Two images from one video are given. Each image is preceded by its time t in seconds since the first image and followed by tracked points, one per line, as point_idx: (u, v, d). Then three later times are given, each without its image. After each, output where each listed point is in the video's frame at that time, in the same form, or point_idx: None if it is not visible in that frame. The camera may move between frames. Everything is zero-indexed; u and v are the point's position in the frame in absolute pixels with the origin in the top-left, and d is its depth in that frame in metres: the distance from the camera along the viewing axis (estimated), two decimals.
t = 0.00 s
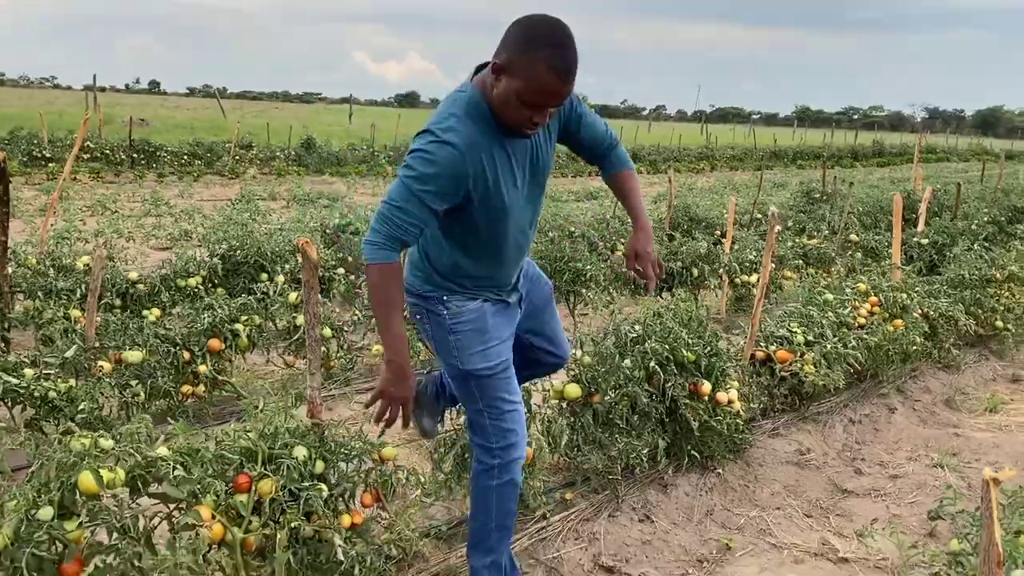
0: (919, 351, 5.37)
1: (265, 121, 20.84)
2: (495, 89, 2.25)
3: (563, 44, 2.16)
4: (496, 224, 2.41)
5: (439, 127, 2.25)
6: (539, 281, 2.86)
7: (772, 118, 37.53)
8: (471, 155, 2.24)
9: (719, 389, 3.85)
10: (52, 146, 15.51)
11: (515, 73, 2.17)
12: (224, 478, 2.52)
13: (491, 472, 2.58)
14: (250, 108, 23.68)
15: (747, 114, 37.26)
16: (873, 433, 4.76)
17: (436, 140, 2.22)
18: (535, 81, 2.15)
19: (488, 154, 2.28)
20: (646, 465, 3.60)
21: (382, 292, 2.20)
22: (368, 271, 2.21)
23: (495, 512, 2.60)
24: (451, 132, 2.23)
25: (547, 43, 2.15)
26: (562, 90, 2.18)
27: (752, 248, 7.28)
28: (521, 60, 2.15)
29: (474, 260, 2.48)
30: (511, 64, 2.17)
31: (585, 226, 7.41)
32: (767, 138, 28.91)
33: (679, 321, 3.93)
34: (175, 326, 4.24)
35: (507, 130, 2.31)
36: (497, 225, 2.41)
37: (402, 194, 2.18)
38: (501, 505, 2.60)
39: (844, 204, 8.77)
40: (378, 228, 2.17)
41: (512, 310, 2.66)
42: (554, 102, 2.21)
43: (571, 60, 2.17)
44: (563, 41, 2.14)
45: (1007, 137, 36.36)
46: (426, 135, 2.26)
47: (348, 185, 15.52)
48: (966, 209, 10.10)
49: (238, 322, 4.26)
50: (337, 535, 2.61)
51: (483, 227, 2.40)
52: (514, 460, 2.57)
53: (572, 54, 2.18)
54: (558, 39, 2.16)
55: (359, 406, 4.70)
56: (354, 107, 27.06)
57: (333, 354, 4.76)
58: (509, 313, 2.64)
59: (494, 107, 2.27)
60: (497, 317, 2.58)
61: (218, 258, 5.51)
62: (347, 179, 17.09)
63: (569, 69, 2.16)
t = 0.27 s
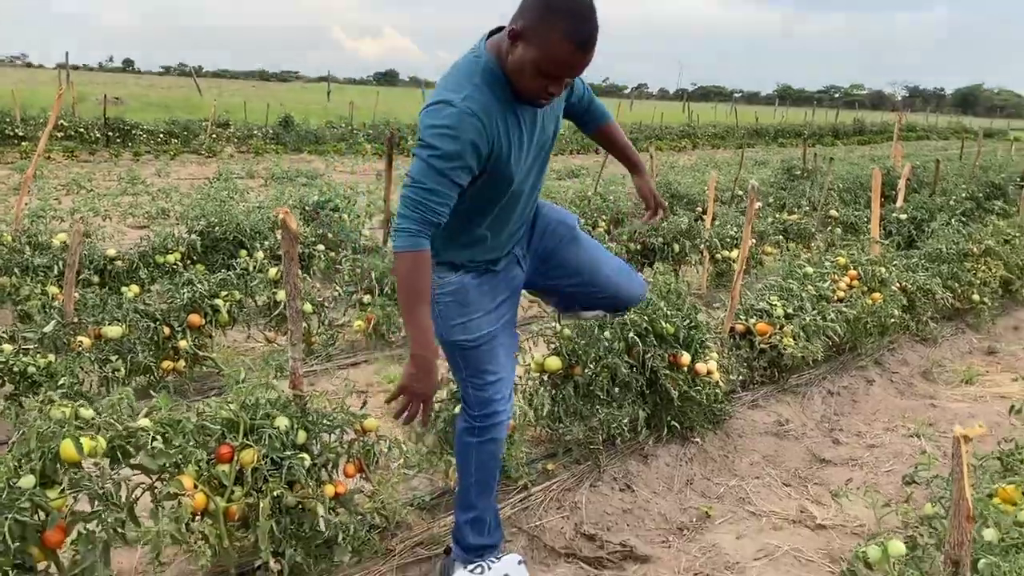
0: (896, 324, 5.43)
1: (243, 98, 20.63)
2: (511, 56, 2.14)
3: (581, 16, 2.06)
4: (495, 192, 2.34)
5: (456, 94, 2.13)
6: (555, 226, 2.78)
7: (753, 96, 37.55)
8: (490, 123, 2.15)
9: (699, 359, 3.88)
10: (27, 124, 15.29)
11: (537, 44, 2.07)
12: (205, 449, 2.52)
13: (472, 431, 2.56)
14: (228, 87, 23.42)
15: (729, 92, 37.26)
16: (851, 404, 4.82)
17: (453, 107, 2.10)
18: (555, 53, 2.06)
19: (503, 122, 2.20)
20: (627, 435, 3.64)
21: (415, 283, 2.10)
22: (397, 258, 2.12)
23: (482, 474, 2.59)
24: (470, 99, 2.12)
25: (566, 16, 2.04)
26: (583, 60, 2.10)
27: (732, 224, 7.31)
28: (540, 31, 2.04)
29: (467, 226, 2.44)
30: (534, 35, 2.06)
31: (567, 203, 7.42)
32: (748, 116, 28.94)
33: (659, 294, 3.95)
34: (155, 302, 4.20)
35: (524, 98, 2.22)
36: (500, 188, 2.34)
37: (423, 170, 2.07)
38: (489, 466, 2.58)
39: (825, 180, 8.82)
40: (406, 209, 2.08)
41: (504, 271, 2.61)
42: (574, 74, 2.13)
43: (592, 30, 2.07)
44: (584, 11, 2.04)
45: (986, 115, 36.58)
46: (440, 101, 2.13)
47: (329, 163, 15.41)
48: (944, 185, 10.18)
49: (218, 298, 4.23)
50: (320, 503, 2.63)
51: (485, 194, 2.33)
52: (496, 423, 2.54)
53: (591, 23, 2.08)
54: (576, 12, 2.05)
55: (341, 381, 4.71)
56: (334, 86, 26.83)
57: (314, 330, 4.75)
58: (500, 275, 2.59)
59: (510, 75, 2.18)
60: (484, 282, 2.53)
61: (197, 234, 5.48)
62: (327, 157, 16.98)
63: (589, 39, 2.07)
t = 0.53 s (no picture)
0: (866, 306, 5.54)
1: (214, 87, 20.41)
2: (515, 72, 2.18)
3: (583, 12, 2.09)
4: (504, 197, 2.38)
5: (454, 127, 2.16)
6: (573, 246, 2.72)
7: (725, 82, 37.77)
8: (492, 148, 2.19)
9: (674, 341, 3.95)
10: None
11: (543, 56, 2.11)
12: (190, 435, 2.55)
13: (478, 423, 2.61)
14: (198, 75, 23.15)
15: (701, 78, 37.45)
16: (823, 385, 4.93)
17: (455, 141, 2.14)
18: (568, 48, 2.10)
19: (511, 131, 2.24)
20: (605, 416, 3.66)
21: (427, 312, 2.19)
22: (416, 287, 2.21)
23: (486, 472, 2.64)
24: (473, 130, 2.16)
25: (568, 17, 2.07)
26: (593, 54, 2.15)
27: (706, 210, 7.40)
28: (546, 38, 2.08)
29: (476, 228, 2.49)
30: (535, 49, 2.10)
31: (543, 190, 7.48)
32: (721, 103, 29.13)
33: (634, 279, 4.02)
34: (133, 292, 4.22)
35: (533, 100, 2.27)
36: (506, 192, 2.38)
37: (438, 210, 2.14)
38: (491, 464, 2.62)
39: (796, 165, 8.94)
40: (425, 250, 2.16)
41: (523, 271, 2.60)
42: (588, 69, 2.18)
43: (595, 21, 2.12)
44: None
45: (953, 101, 37.08)
46: (440, 137, 2.17)
47: (303, 151, 15.34)
48: (912, 170, 10.35)
49: (198, 287, 4.22)
50: (305, 487, 2.67)
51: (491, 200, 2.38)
52: (504, 420, 2.57)
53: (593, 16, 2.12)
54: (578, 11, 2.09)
55: (322, 369, 4.73)
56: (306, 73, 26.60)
57: (293, 319, 4.77)
58: (512, 277, 2.59)
59: (515, 88, 2.21)
60: (494, 281, 2.57)
61: (174, 224, 5.47)
62: (301, 145, 16.87)
63: (596, 33, 2.12)
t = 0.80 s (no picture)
0: (836, 297, 5.64)
1: (180, 80, 20.15)
2: (551, 64, 2.18)
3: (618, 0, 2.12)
4: (532, 195, 2.37)
5: (483, 108, 2.19)
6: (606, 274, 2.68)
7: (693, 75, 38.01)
8: (523, 135, 2.20)
9: (651, 334, 4.00)
10: None
11: (582, 46, 2.13)
12: (171, 432, 2.53)
13: (500, 427, 2.61)
14: (163, 68, 22.82)
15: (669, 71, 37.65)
16: (795, 374, 5.01)
17: (483, 119, 2.17)
18: (605, 39, 2.12)
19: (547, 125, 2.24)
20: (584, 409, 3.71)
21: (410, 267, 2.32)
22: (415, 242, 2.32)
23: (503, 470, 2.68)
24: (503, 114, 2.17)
25: (605, 4, 2.10)
26: (628, 43, 2.16)
27: (678, 203, 7.47)
28: (585, 30, 2.11)
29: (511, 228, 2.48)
30: (574, 39, 2.12)
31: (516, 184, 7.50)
32: (689, 96, 29.31)
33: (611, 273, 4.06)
34: (107, 288, 4.18)
35: (573, 96, 2.27)
36: (539, 191, 2.37)
37: (449, 178, 2.19)
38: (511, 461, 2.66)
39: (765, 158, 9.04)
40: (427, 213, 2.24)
41: (556, 282, 2.57)
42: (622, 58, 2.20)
43: (632, 9, 2.15)
44: None
45: (916, 93, 37.64)
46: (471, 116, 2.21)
47: (272, 145, 15.22)
48: (878, 162, 10.51)
49: (172, 283, 4.20)
50: (288, 483, 2.67)
51: (523, 198, 2.38)
52: (524, 428, 2.57)
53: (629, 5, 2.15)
54: None
55: (299, 364, 4.72)
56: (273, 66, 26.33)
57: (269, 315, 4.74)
58: (541, 286, 2.56)
59: (553, 82, 2.21)
60: (524, 285, 2.54)
61: (146, 220, 5.42)
62: (269, 139, 16.72)
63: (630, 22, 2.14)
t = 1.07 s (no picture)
0: (806, 292, 5.73)
1: (145, 75, 19.86)
2: (574, 66, 2.26)
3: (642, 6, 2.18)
4: (535, 188, 2.47)
5: (503, 102, 2.29)
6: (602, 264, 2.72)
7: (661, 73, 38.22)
8: (535, 132, 2.29)
9: (627, 330, 4.04)
10: None
11: (605, 48, 2.19)
12: (151, 430, 2.52)
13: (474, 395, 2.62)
14: (128, 63, 22.46)
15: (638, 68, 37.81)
16: (766, 368, 5.08)
17: (499, 113, 2.28)
18: (625, 43, 2.18)
19: (563, 123, 2.33)
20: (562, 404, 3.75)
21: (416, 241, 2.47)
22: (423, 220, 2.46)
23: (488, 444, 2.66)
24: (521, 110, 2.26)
25: (629, 8, 2.16)
26: (651, 49, 2.22)
27: (651, 199, 7.53)
28: (604, 34, 2.17)
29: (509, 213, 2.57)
30: (598, 41, 2.19)
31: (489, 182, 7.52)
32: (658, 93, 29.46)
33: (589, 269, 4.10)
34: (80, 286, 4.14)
35: (593, 98, 2.34)
36: (544, 185, 2.45)
37: (461, 164, 2.32)
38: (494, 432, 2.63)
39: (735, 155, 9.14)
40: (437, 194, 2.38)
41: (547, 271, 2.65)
42: (645, 63, 2.26)
43: (655, 15, 2.20)
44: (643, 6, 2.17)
45: (881, 92, 38.18)
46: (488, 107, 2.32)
47: (241, 141, 15.08)
48: (845, 159, 10.67)
49: (146, 280, 4.17)
50: (269, 480, 2.67)
51: (528, 188, 2.47)
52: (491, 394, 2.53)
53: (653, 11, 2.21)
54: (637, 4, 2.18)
55: (274, 361, 4.70)
56: (240, 61, 26.04)
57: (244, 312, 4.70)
58: (527, 269, 2.64)
59: (573, 84, 2.28)
60: (510, 267, 2.63)
61: (117, 216, 5.37)
62: (238, 135, 16.54)
63: (654, 27, 2.19)
